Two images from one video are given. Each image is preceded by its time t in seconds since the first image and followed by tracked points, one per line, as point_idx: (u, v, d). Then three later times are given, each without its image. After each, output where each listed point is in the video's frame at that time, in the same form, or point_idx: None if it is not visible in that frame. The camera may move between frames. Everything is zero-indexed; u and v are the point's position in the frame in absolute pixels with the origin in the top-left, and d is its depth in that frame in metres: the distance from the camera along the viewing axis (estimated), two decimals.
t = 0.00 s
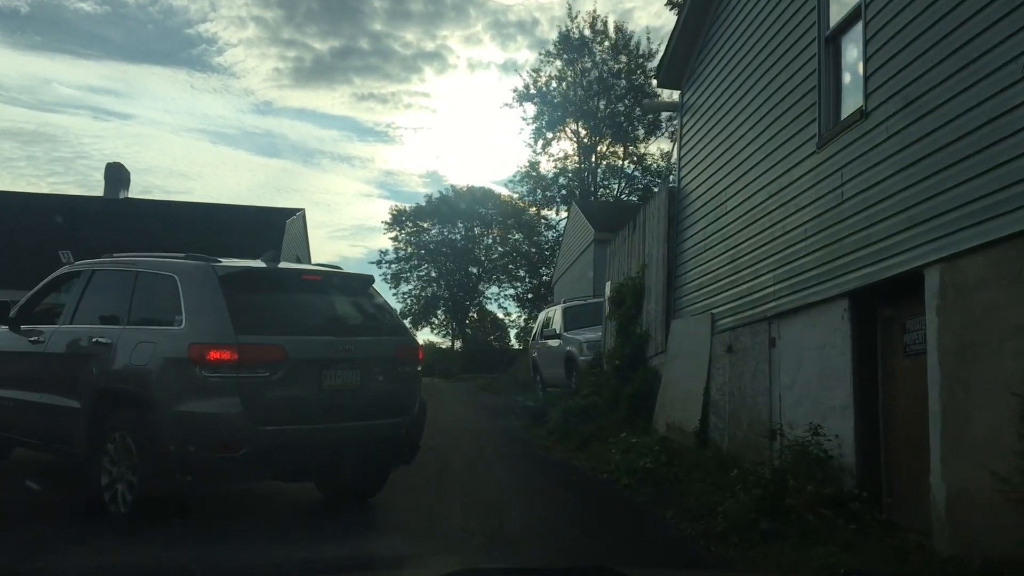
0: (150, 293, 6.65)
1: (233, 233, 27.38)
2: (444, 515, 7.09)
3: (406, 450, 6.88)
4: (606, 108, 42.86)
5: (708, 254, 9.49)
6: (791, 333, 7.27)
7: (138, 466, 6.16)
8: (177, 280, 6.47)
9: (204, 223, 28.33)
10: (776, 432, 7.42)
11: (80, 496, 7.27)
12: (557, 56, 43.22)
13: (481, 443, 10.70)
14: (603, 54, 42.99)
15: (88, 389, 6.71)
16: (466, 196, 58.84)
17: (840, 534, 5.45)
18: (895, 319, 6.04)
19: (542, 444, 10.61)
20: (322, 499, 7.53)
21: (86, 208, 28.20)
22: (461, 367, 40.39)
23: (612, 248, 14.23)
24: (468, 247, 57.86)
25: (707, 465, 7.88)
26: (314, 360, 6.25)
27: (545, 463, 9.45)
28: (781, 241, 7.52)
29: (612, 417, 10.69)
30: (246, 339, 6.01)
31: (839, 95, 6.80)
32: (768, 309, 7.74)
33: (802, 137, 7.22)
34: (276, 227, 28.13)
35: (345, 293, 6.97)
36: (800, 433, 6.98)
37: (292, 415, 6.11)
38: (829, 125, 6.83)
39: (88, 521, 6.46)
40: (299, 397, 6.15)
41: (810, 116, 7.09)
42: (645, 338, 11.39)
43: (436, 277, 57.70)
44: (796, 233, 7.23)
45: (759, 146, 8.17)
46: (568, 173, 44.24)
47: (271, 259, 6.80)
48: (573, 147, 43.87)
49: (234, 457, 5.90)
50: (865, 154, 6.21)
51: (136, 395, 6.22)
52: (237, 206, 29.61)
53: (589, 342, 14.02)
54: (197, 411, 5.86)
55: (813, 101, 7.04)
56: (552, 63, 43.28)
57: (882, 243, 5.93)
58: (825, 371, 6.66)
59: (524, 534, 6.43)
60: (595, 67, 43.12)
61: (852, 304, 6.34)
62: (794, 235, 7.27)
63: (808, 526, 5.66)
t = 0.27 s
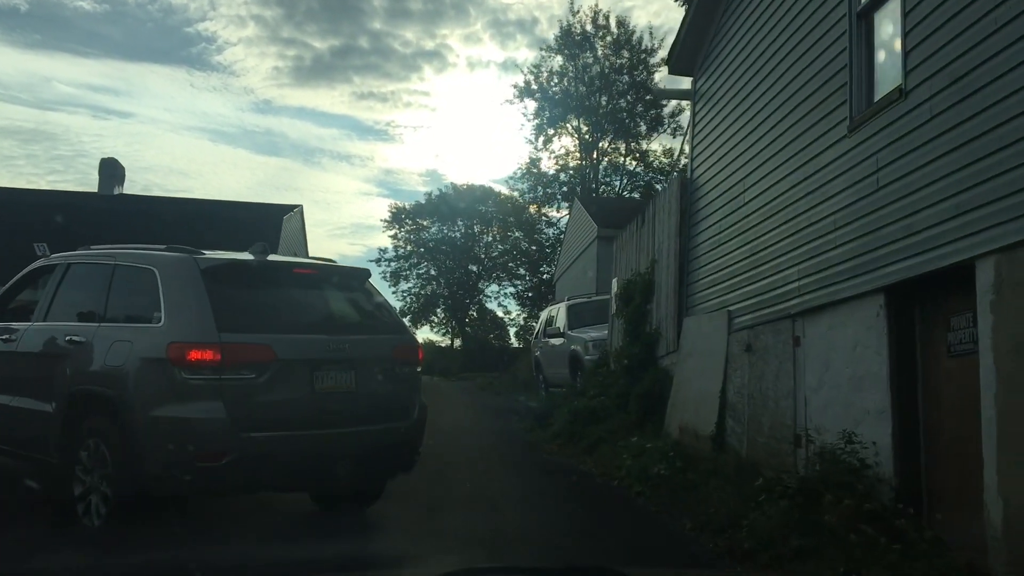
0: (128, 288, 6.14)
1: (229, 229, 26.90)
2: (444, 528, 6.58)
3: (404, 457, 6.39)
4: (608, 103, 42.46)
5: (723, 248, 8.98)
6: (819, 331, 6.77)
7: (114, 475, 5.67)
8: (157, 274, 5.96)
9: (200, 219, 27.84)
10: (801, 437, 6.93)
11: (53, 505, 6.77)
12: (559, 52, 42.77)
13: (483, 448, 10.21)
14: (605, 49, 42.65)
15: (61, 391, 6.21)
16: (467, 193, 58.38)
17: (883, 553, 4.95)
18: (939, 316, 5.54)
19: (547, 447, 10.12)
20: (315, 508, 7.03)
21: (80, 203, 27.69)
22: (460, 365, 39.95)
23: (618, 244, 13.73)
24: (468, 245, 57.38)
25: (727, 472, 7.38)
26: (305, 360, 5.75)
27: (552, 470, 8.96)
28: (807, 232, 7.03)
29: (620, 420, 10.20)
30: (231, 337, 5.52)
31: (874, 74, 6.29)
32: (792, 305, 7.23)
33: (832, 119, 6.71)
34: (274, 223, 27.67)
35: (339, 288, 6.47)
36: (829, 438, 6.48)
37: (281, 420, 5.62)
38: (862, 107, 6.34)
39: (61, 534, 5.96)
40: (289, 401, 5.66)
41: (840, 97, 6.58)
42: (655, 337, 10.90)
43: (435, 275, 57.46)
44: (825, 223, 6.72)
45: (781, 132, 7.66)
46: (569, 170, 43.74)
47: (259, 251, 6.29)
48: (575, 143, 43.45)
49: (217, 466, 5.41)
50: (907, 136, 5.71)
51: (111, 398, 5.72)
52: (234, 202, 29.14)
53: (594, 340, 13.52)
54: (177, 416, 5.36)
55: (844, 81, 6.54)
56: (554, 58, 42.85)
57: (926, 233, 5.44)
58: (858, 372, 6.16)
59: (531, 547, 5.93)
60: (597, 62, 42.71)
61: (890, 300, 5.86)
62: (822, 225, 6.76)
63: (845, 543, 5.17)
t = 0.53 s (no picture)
0: (105, 283, 5.65)
1: (227, 225, 26.47)
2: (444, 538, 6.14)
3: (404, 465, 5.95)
4: (611, 99, 42.08)
5: (740, 242, 8.52)
6: (848, 330, 6.32)
7: (88, 484, 5.21)
8: (136, 267, 5.48)
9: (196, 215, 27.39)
10: (827, 444, 6.49)
11: (26, 514, 6.32)
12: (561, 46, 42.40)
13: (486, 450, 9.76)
14: (607, 44, 42.30)
15: (33, 393, 5.75)
16: (467, 191, 57.97)
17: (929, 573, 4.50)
18: (988, 314, 5.09)
19: (552, 451, 9.67)
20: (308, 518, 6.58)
21: (74, 198, 27.22)
22: (460, 364, 39.55)
23: (624, 240, 13.29)
24: (468, 242, 56.93)
25: (746, 480, 6.93)
26: (294, 361, 5.30)
27: (558, 475, 8.52)
28: (834, 225, 6.56)
29: (630, 422, 9.74)
30: (215, 336, 5.07)
31: (910, 53, 5.84)
32: (818, 302, 6.77)
33: (863, 102, 6.25)
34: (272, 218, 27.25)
35: (333, 285, 6.01)
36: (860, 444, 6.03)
37: (269, 427, 5.18)
38: (896, 88, 5.87)
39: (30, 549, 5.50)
40: (278, 405, 5.22)
41: (873, 78, 6.12)
42: (665, 336, 10.45)
43: (435, 273, 56.94)
44: (856, 214, 6.26)
45: (805, 118, 7.20)
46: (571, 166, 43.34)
47: (248, 244, 5.84)
48: (576, 139, 43.06)
49: (199, 476, 4.95)
50: (950, 118, 5.26)
51: (85, 401, 5.27)
52: (231, 198, 28.69)
53: (600, 339, 13.07)
54: (156, 422, 4.92)
55: (877, 61, 6.08)
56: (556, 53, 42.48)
57: (972, 222, 4.98)
58: (894, 374, 5.71)
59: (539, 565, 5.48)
60: (600, 57, 42.35)
61: (930, 297, 5.41)
62: (853, 216, 6.31)
63: (886, 561, 4.72)
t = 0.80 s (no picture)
0: (85, 278, 5.30)
1: (224, 223, 26.10)
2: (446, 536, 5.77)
3: (402, 472, 5.60)
4: (613, 96, 41.75)
5: (755, 237, 8.16)
6: (875, 329, 5.96)
7: (65, 493, 4.85)
8: (116, 261, 5.13)
9: (193, 212, 27.02)
10: (852, 449, 6.13)
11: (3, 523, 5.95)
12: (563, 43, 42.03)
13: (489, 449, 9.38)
14: (609, 41, 41.97)
15: (8, 395, 5.38)
16: (467, 189, 57.64)
17: None
18: None
19: (558, 453, 9.30)
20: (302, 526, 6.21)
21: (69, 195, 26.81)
22: (460, 363, 39.21)
23: (630, 236, 12.92)
24: (468, 241, 56.60)
25: (765, 487, 6.58)
26: (287, 363, 4.96)
27: (564, 475, 8.15)
28: (858, 218, 6.21)
29: (638, 424, 9.40)
30: (201, 335, 4.72)
31: (944, 32, 5.47)
32: (842, 299, 6.41)
33: (892, 86, 5.88)
34: (270, 216, 26.90)
35: (329, 282, 5.66)
36: (889, 450, 5.68)
37: (258, 432, 4.82)
38: (927, 71, 5.52)
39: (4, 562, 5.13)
40: (269, 410, 4.87)
41: (903, 61, 5.76)
42: (675, 335, 10.09)
43: (435, 272, 56.59)
44: (884, 205, 5.90)
45: (827, 105, 6.84)
46: (572, 164, 43.02)
47: (238, 237, 5.48)
48: (578, 136, 42.72)
49: (183, 486, 4.60)
50: (991, 101, 4.89)
51: (62, 404, 4.90)
52: (229, 195, 28.32)
53: (605, 338, 12.72)
54: (136, 428, 4.56)
55: (908, 42, 5.71)
56: (557, 49, 42.12)
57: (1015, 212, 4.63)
58: (927, 375, 5.36)
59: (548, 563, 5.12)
60: (602, 53, 42.01)
61: (966, 294, 5.05)
62: (881, 208, 5.94)
63: None
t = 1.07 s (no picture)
0: (66, 275, 5.02)
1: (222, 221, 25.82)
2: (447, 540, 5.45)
3: (400, 478, 5.31)
4: (614, 94, 41.49)
5: (767, 233, 7.87)
6: (898, 328, 5.67)
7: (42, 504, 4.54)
8: (99, 257, 4.84)
9: (191, 211, 26.72)
10: (873, 454, 5.84)
11: None
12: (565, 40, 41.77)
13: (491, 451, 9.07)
14: (610, 38, 41.71)
15: None
16: (467, 188, 57.39)
17: None
18: None
19: (562, 456, 9.01)
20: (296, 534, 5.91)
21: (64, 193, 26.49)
22: (460, 363, 38.91)
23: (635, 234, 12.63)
24: (468, 241, 56.34)
25: (780, 494, 6.28)
26: (279, 364, 4.67)
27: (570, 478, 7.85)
28: (881, 212, 5.92)
29: (645, 426, 9.11)
30: (187, 336, 4.43)
31: (973, 14, 5.18)
32: (862, 296, 6.11)
33: (917, 72, 5.59)
34: (268, 215, 26.63)
35: (325, 279, 5.37)
36: (915, 456, 5.39)
37: (247, 438, 4.53)
38: (955, 56, 5.22)
39: None
40: (259, 415, 4.58)
41: (929, 45, 5.47)
42: (683, 335, 9.80)
43: (435, 272, 56.30)
44: (909, 198, 5.61)
45: (845, 94, 6.56)
46: (574, 162, 42.76)
47: (228, 231, 5.19)
48: (579, 135, 42.47)
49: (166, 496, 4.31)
50: None
51: (38, 408, 4.60)
52: (227, 193, 28.03)
53: (610, 338, 12.43)
54: (116, 434, 4.27)
55: (934, 25, 5.42)
56: (559, 47, 41.87)
57: None
58: (955, 377, 5.07)
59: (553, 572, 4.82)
60: (603, 51, 41.76)
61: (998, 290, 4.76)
62: (905, 201, 5.65)
63: None
